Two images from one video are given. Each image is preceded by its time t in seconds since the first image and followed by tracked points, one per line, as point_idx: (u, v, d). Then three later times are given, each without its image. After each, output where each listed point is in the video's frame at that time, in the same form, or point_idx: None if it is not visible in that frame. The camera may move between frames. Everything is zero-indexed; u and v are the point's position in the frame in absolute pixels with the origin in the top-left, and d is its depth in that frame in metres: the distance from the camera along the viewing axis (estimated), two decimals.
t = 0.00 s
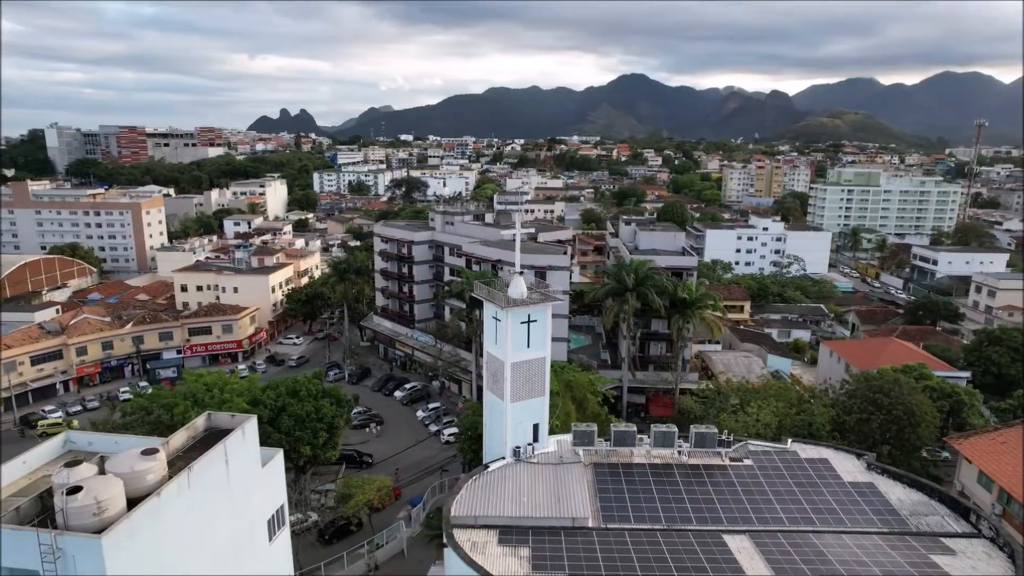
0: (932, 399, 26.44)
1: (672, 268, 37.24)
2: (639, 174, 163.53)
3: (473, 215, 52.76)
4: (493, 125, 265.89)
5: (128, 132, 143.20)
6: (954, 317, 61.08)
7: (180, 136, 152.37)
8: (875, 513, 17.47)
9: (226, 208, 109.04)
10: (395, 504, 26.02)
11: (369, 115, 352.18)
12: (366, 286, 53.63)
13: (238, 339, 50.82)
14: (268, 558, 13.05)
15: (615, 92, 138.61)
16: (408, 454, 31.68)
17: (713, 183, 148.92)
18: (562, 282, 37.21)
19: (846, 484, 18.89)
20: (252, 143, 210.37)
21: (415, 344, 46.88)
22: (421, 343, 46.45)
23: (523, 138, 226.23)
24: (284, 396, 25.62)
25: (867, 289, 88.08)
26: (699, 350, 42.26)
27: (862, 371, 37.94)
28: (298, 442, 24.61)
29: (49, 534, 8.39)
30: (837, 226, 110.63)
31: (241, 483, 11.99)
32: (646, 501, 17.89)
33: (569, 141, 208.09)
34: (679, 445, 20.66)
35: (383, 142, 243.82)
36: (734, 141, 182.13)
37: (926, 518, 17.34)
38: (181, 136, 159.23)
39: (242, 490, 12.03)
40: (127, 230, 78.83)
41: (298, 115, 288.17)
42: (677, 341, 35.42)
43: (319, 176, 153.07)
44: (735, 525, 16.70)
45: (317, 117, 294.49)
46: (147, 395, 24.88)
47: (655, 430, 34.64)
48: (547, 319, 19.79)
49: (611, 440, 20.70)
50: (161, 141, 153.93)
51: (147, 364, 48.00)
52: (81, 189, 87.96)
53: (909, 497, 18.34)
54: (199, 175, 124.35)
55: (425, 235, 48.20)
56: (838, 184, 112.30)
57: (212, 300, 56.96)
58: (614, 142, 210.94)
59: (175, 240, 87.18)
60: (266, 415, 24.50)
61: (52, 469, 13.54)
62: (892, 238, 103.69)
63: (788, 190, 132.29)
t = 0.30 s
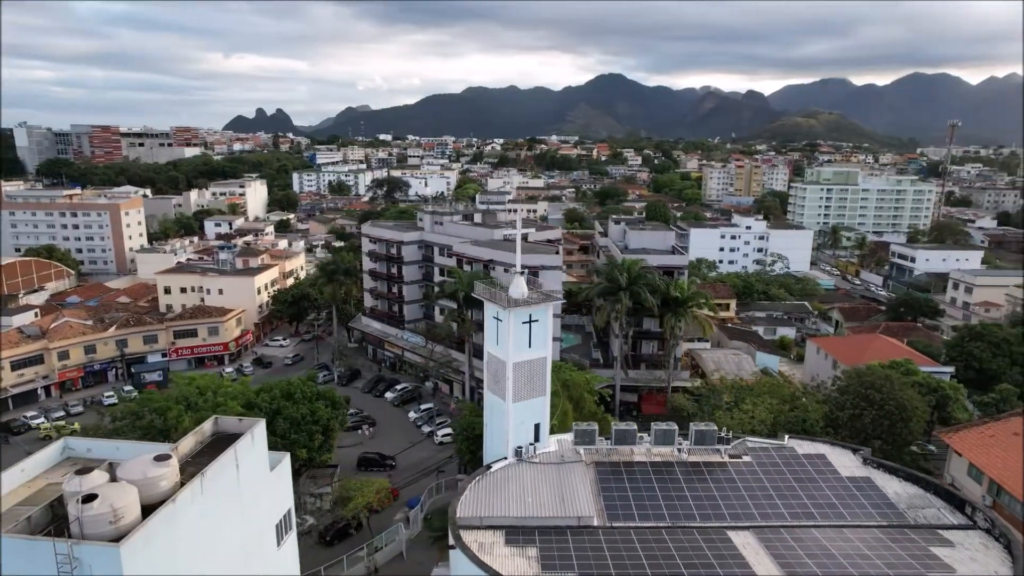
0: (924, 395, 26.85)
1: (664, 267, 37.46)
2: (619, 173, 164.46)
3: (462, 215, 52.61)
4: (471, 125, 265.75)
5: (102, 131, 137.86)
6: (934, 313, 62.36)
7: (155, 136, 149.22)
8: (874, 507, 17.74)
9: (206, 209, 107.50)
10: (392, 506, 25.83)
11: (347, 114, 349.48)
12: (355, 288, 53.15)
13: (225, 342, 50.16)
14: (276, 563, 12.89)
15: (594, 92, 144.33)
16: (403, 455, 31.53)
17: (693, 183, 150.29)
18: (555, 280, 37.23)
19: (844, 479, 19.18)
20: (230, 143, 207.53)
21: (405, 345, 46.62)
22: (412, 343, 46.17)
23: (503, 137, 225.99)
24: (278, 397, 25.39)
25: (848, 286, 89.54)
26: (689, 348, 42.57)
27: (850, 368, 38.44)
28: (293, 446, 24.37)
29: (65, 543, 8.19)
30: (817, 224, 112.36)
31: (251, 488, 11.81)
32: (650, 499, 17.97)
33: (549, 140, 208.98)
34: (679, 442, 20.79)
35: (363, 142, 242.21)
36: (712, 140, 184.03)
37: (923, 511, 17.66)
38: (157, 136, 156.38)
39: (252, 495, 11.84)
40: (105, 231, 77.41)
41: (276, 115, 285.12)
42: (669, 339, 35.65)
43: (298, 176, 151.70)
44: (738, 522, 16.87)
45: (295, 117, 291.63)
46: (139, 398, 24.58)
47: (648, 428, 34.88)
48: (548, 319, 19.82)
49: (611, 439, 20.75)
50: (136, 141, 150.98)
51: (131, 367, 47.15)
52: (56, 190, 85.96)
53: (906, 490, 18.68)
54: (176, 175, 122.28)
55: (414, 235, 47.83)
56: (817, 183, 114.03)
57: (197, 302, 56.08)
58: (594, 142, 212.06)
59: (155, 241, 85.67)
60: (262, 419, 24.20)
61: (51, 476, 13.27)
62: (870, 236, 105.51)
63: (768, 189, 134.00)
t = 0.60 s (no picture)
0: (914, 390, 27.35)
1: (655, 266, 37.66)
2: (599, 173, 165.36)
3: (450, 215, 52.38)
4: (450, 124, 265.03)
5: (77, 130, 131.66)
6: (915, 310, 63.60)
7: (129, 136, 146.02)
8: (872, 501, 18.02)
9: (185, 210, 105.71)
10: (390, 509, 25.65)
11: (324, 114, 345.89)
12: (343, 289, 52.62)
13: (211, 344, 49.46)
14: (285, 568, 12.76)
15: (570, 93, 143.24)
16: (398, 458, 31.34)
17: (673, 182, 151.51)
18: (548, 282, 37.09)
19: (842, 473, 19.47)
20: (206, 143, 204.12)
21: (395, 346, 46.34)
22: (402, 344, 45.90)
23: (482, 137, 225.63)
24: (272, 400, 25.12)
25: (829, 284, 90.93)
26: (679, 347, 42.88)
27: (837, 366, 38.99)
28: (288, 449, 24.13)
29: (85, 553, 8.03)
30: (797, 222, 113.96)
31: (261, 493, 11.67)
32: (653, 497, 18.08)
33: (528, 140, 209.59)
34: (679, 440, 20.95)
35: (341, 142, 240.19)
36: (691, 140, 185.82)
37: (920, 504, 17.99)
38: (132, 135, 152.89)
39: (262, 500, 11.71)
40: (82, 233, 75.77)
41: (252, 114, 281.62)
42: (661, 337, 35.85)
43: (277, 176, 150.08)
44: (741, 518, 17.04)
45: (271, 116, 288.12)
46: (130, 403, 24.16)
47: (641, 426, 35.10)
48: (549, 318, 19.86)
49: (612, 438, 20.81)
50: (109, 140, 147.29)
51: (115, 372, 46.29)
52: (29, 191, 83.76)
53: (902, 484, 19.04)
54: (152, 176, 120.08)
55: (403, 236, 47.45)
56: (797, 182, 115.60)
57: (181, 305, 55.16)
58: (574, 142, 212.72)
59: (134, 243, 84.06)
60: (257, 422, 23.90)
61: (51, 484, 13.02)
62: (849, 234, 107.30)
63: (747, 188, 135.58)
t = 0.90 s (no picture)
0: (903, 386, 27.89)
1: (647, 265, 37.85)
2: (579, 173, 165.87)
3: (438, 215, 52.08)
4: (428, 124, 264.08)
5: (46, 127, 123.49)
6: (896, 307, 64.82)
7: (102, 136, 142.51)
8: (870, 495, 18.33)
9: (163, 211, 103.78)
10: (388, 511, 25.47)
11: (301, 114, 342.15)
12: (332, 291, 52.07)
13: (196, 348, 48.68)
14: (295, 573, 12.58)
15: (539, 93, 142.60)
16: (393, 460, 31.17)
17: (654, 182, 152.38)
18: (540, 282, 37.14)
19: (839, 468, 19.77)
20: (181, 143, 200.29)
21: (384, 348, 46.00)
22: (392, 346, 45.58)
23: (462, 137, 224.89)
24: (267, 403, 24.82)
25: (810, 282, 92.25)
26: (669, 346, 43.23)
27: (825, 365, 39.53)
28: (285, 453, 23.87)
29: (106, 563, 7.86)
30: (777, 221, 115.41)
31: (273, 498, 11.48)
32: (657, 495, 18.20)
33: (508, 140, 209.55)
34: (679, 438, 21.11)
35: (320, 142, 237.66)
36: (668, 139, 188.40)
37: (917, 497, 18.34)
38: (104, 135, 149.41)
39: (274, 505, 11.52)
40: (58, 235, 73.94)
41: (227, 114, 277.18)
42: (653, 336, 36.04)
43: (255, 177, 147.97)
44: (744, 514, 17.22)
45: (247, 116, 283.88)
46: (120, 408, 23.71)
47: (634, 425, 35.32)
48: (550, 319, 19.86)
49: (612, 437, 20.89)
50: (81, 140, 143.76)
51: (98, 376, 45.36)
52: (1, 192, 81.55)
53: (898, 478, 19.38)
54: (127, 176, 117.65)
55: (392, 236, 47.04)
56: (776, 181, 117.04)
57: (164, 308, 54.19)
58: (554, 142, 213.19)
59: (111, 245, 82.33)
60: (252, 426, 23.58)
61: (51, 493, 12.71)
62: (828, 233, 108.96)
63: (726, 188, 136.91)
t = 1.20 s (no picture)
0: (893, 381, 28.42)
1: (637, 264, 38.19)
2: (559, 172, 166.42)
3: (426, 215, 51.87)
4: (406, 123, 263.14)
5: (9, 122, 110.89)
6: (877, 303, 66.07)
7: (73, 136, 138.96)
8: (867, 489, 18.66)
9: (140, 213, 101.93)
10: (384, 515, 25.24)
11: (277, 113, 337.92)
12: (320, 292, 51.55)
13: (181, 351, 47.94)
14: None
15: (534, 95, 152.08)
16: (387, 461, 30.99)
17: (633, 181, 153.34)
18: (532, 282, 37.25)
19: (836, 464, 20.09)
20: (154, 142, 196.53)
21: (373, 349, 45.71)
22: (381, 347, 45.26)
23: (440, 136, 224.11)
24: (262, 407, 24.51)
25: (791, 279, 93.69)
26: (659, 344, 43.60)
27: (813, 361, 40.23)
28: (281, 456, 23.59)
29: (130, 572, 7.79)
30: (756, 219, 116.91)
31: (286, 503, 11.32)
32: (659, 493, 18.31)
33: (487, 139, 209.47)
34: (679, 436, 21.27)
35: (296, 141, 235.16)
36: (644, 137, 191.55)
37: (912, 490, 18.71)
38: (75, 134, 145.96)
39: (286, 511, 11.37)
40: (32, 237, 72.14)
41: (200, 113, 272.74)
42: (645, 335, 36.30)
43: (232, 177, 145.94)
44: (746, 511, 17.42)
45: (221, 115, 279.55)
46: (110, 414, 23.24)
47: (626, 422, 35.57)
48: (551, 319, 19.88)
49: (613, 436, 20.97)
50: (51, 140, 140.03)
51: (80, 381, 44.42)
52: None
53: (893, 472, 19.74)
54: (101, 177, 115.14)
55: (381, 237, 46.56)
56: (755, 180, 118.48)
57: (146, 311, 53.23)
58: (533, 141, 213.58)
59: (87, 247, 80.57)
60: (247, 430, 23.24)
61: (53, 502, 12.40)
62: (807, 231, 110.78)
63: (706, 187, 138.35)
